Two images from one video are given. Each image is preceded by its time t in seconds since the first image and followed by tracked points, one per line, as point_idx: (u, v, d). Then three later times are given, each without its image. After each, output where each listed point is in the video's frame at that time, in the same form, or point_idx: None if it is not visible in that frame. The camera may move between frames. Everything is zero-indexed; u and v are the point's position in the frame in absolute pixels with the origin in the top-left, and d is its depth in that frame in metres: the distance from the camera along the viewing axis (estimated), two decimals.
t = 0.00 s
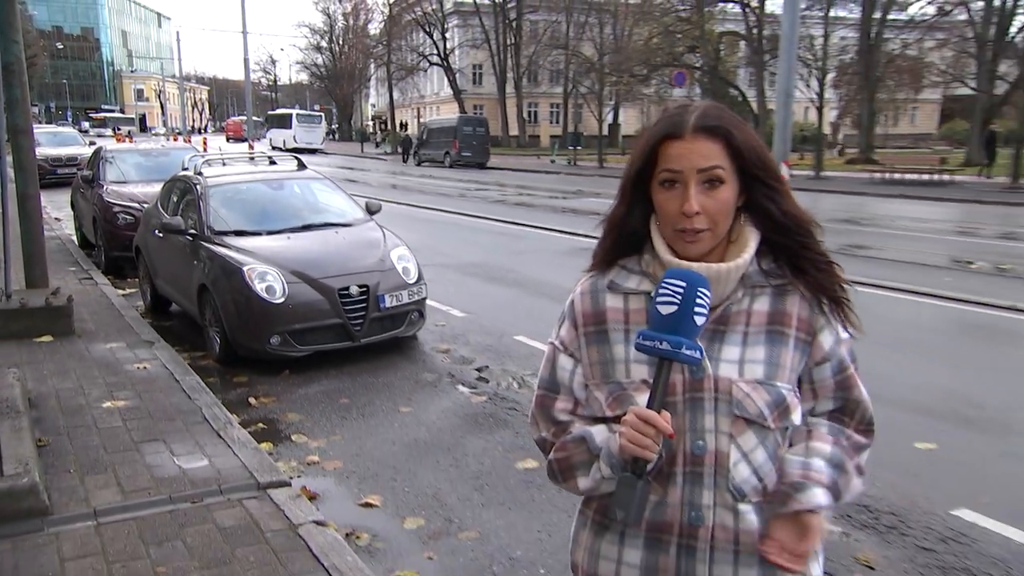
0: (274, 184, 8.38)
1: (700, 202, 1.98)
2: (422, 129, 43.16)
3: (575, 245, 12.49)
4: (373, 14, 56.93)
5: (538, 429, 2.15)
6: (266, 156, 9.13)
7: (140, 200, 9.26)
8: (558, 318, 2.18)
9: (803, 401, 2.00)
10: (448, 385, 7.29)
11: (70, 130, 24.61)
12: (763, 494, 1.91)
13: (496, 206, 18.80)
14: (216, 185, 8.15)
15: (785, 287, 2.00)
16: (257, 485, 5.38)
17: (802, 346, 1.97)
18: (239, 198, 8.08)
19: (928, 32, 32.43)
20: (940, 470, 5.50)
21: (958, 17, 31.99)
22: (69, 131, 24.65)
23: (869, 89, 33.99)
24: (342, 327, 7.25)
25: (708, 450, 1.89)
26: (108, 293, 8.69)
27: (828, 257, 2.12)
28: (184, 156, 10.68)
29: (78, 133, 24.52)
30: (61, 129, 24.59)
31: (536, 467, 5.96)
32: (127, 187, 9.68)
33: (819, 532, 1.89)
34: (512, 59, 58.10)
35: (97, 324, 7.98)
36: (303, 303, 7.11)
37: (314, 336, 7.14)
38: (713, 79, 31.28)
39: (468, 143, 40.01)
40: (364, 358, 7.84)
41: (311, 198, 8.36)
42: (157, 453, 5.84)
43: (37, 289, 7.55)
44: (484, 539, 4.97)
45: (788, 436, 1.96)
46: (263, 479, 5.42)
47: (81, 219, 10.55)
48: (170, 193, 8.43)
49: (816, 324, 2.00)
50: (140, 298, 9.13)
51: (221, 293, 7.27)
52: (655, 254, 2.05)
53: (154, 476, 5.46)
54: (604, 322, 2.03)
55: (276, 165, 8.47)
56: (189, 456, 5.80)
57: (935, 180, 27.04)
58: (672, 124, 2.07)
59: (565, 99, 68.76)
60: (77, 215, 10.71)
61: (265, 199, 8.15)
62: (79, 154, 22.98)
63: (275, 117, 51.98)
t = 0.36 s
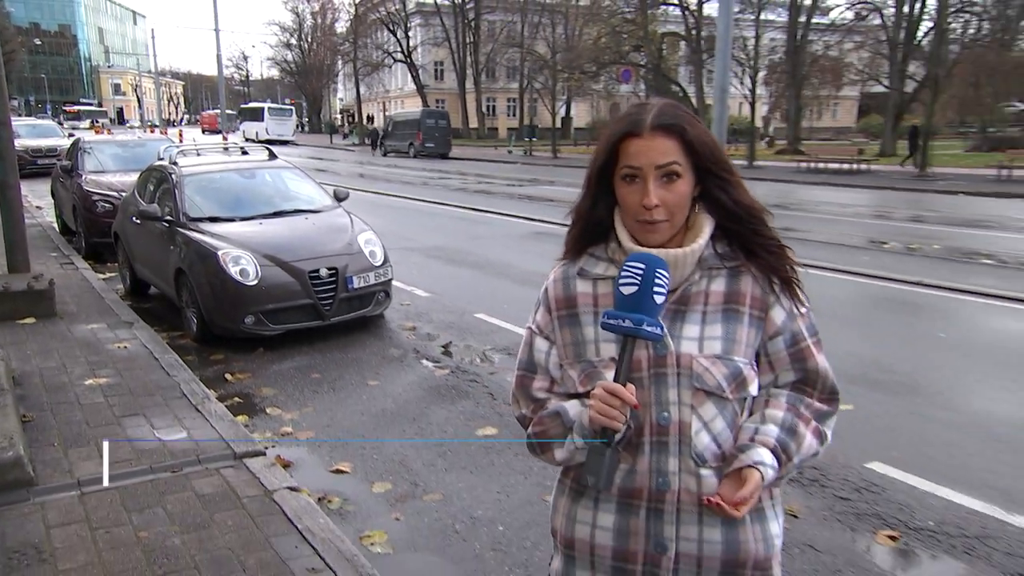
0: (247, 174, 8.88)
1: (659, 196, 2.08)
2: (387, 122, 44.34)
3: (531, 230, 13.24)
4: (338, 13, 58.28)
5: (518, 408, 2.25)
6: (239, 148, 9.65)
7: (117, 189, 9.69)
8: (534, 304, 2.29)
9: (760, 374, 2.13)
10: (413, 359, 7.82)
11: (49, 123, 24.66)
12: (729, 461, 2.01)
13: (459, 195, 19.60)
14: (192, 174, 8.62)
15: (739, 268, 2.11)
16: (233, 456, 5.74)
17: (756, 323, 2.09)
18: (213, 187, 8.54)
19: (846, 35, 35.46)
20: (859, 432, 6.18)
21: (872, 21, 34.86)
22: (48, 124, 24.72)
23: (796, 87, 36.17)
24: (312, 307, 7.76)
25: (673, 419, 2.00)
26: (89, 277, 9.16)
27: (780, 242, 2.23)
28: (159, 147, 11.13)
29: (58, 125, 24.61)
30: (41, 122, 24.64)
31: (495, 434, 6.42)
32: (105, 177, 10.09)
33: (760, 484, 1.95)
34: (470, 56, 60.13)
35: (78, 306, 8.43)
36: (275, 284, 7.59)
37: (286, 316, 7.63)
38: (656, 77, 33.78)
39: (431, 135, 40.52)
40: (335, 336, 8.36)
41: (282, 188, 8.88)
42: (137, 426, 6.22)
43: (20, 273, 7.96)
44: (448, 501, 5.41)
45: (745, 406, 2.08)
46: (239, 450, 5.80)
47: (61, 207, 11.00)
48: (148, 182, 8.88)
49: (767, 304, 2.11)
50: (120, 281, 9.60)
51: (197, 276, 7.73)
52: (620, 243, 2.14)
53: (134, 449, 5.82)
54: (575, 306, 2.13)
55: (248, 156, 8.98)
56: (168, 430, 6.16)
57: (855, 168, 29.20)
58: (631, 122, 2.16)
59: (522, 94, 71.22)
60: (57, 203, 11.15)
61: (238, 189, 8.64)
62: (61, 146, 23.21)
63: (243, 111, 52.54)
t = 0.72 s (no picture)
0: (228, 167, 9.32)
1: (650, 181, 2.10)
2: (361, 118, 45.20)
3: (499, 219, 13.79)
4: (316, 14, 59.06)
5: (503, 391, 2.22)
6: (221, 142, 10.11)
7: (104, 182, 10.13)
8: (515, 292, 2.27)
9: (734, 348, 2.20)
10: (388, 340, 8.23)
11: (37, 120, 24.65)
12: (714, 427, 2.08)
13: (431, 186, 20.22)
14: (174, 167, 9.04)
15: (714, 251, 2.17)
16: (217, 432, 6.01)
17: (730, 301, 2.16)
18: (195, 179, 8.97)
19: (785, 38, 38.10)
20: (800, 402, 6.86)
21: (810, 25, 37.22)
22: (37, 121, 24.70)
23: (742, 86, 37.18)
24: (292, 292, 8.22)
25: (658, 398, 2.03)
26: (78, 266, 9.61)
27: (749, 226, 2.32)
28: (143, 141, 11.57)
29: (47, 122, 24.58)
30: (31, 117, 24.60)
31: (466, 410, 6.64)
32: (91, 170, 10.52)
33: (772, 427, 2.07)
34: (440, 55, 61.40)
35: (67, 294, 8.84)
36: (256, 271, 8.04)
37: (267, 301, 8.08)
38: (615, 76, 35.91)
39: (404, 130, 40.82)
40: (313, 320, 8.81)
41: (261, 180, 9.33)
42: (126, 406, 6.48)
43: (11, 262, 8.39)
44: (421, 472, 5.95)
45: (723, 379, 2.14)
46: (223, 426, 6.03)
47: (49, 199, 11.44)
48: (133, 175, 9.33)
49: (741, 284, 2.20)
50: (107, 270, 10.05)
51: (181, 264, 8.15)
52: (607, 229, 2.14)
53: (124, 426, 6.06)
54: (561, 292, 2.13)
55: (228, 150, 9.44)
56: (155, 409, 6.43)
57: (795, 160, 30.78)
58: (616, 112, 2.18)
59: (491, 92, 73.00)
60: (45, 196, 11.59)
61: (219, 180, 9.07)
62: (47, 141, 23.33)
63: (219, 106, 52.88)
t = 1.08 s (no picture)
0: (201, 163, 9.64)
1: (643, 177, 2.13)
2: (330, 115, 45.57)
3: (464, 212, 14.27)
4: (286, 14, 59.37)
5: (483, 377, 2.18)
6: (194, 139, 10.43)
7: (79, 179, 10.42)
8: (493, 278, 2.19)
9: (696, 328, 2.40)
10: (359, 328, 8.62)
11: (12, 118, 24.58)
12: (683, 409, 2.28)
13: (400, 180, 20.71)
14: (149, 163, 9.34)
15: (679, 245, 2.34)
16: (194, 418, 6.26)
17: (694, 290, 2.35)
18: (170, 174, 9.28)
19: (731, 41, 40.17)
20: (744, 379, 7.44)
21: (754, 29, 38.99)
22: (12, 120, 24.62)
23: (690, 85, 37.64)
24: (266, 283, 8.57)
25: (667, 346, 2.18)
26: (54, 260, 9.91)
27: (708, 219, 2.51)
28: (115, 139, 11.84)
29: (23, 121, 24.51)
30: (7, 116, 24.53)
31: (434, 392, 6.94)
32: (66, 168, 10.79)
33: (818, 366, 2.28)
34: (407, 56, 62.27)
35: (44, 287, 9.13)
36: (231, 263, 8.38)
37: (242, 292, 8.42)
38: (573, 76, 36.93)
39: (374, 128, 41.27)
40: (286, 309, 9.19)
41: (235, 175, 9.67)
42: (103, 394, 6.70)
43: None
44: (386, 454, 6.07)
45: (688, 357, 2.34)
46: (200, 412, 6.27)
47: (25, 195, 11.69)
48: (107, 172, 9.64)
49: (702, 272, 2.39)
50: (84, 263, 10.35)
51: (156, 256, 8.45)
52: (596, 221, 2.13)
53: (103, 413, 6.27)
54: (546, 284, 2.12)
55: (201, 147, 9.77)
56: (133, 396, 6.65)
57: (741, 155, 32.17)
58: (609, 106, 2.18)
59: (455, 90, 74.28)
60: (20, 191, 11.84)
61: (193, 175, 9.39)
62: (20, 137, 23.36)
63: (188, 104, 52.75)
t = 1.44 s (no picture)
0: (151, 160, 9.74)
1: (608, 176, 2.23)
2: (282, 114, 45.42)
3: (416, 208, 14.64)
4: (238, 15, 59.02)
5: (458, 387, 2.19)
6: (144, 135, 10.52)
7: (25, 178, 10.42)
8: (463, 285, 2.21)
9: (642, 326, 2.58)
10: (314, 320, 8.82)
11: None
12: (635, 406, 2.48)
13: (352, 176, 20.93)
14: (98, 160, 9.40)
15: (633, 243, 2.50)
16: (148, 411, 6.31)
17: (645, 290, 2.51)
18: (121, 171, 9.37)
19: (665, 43, 42.21)
20: (670, 357, 7.69)
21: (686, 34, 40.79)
22: None
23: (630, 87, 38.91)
24: (219, 278, 8.75)
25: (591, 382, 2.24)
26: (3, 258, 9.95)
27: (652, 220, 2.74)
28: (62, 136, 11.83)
29: None
30: None
31: (387, 380, 6.95)
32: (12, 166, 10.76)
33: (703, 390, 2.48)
34: (357, 56, 62.47)
35: None
36: (184, 258, 8.52)
37: (196, 287, 8.57)
38: (518, 77, 37.86)
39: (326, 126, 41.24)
40: (240, 303, 9.37)
41: (186, 172, 9.82)
42: (55, 390, 6.75)
43: None
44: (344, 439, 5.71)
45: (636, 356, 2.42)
46: (154, 406, 6.33)
47: None
48: (55, 169, 9.67)
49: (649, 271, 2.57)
50: (33, 261, 10.38)
51: (108, 254, 8.56)
52: (565, 220, 2.19)
53: (54, 410, 6.29)
54: (521, 287, 2.17)
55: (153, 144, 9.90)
56: (86, 392, 6.71)
57: (678, 151, 33.55)
58: (572, 108, 2.28)
59: (405, 89, 74.72)
60: None
61: (144, 172, 9.50)
62: None
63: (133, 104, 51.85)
